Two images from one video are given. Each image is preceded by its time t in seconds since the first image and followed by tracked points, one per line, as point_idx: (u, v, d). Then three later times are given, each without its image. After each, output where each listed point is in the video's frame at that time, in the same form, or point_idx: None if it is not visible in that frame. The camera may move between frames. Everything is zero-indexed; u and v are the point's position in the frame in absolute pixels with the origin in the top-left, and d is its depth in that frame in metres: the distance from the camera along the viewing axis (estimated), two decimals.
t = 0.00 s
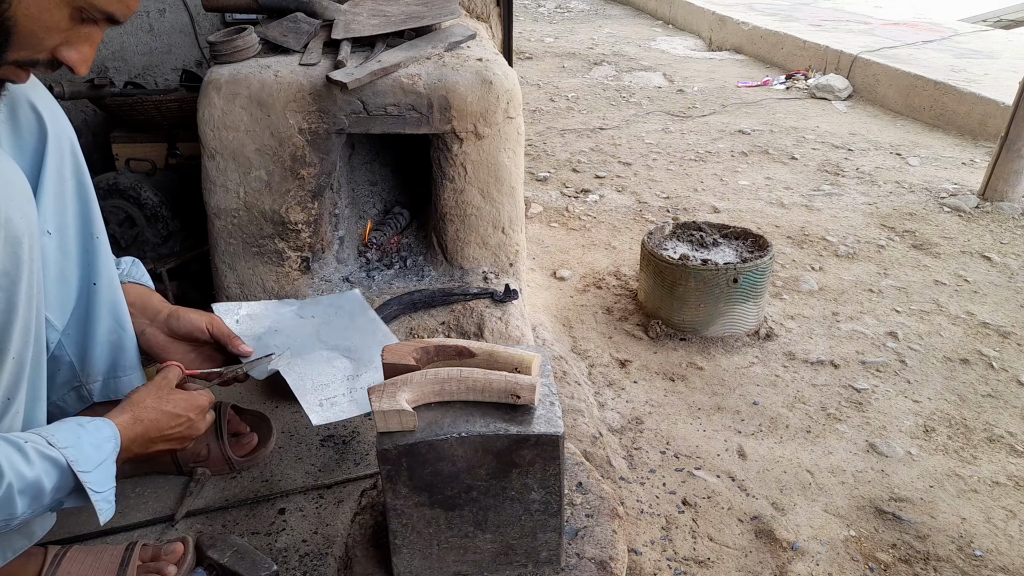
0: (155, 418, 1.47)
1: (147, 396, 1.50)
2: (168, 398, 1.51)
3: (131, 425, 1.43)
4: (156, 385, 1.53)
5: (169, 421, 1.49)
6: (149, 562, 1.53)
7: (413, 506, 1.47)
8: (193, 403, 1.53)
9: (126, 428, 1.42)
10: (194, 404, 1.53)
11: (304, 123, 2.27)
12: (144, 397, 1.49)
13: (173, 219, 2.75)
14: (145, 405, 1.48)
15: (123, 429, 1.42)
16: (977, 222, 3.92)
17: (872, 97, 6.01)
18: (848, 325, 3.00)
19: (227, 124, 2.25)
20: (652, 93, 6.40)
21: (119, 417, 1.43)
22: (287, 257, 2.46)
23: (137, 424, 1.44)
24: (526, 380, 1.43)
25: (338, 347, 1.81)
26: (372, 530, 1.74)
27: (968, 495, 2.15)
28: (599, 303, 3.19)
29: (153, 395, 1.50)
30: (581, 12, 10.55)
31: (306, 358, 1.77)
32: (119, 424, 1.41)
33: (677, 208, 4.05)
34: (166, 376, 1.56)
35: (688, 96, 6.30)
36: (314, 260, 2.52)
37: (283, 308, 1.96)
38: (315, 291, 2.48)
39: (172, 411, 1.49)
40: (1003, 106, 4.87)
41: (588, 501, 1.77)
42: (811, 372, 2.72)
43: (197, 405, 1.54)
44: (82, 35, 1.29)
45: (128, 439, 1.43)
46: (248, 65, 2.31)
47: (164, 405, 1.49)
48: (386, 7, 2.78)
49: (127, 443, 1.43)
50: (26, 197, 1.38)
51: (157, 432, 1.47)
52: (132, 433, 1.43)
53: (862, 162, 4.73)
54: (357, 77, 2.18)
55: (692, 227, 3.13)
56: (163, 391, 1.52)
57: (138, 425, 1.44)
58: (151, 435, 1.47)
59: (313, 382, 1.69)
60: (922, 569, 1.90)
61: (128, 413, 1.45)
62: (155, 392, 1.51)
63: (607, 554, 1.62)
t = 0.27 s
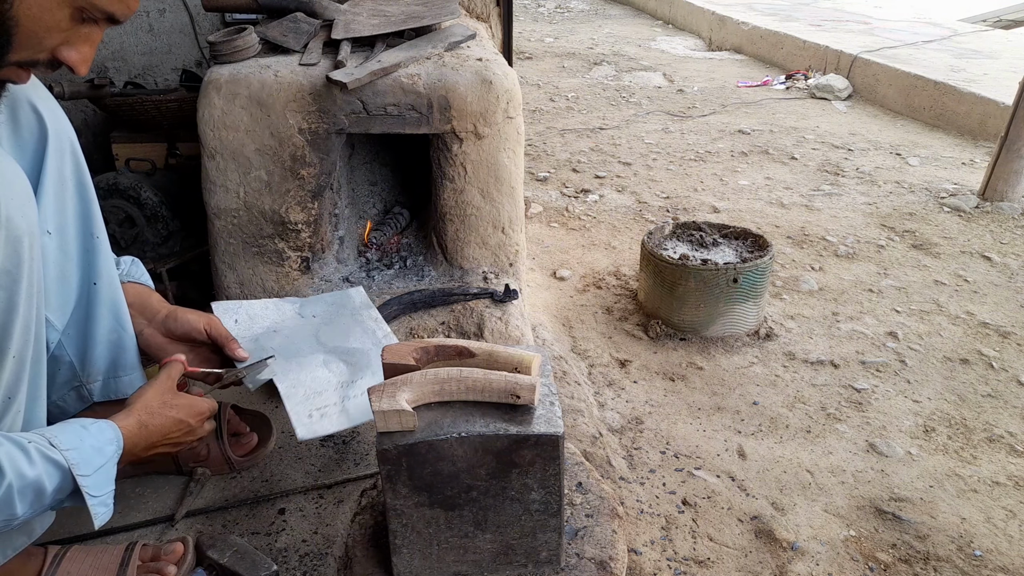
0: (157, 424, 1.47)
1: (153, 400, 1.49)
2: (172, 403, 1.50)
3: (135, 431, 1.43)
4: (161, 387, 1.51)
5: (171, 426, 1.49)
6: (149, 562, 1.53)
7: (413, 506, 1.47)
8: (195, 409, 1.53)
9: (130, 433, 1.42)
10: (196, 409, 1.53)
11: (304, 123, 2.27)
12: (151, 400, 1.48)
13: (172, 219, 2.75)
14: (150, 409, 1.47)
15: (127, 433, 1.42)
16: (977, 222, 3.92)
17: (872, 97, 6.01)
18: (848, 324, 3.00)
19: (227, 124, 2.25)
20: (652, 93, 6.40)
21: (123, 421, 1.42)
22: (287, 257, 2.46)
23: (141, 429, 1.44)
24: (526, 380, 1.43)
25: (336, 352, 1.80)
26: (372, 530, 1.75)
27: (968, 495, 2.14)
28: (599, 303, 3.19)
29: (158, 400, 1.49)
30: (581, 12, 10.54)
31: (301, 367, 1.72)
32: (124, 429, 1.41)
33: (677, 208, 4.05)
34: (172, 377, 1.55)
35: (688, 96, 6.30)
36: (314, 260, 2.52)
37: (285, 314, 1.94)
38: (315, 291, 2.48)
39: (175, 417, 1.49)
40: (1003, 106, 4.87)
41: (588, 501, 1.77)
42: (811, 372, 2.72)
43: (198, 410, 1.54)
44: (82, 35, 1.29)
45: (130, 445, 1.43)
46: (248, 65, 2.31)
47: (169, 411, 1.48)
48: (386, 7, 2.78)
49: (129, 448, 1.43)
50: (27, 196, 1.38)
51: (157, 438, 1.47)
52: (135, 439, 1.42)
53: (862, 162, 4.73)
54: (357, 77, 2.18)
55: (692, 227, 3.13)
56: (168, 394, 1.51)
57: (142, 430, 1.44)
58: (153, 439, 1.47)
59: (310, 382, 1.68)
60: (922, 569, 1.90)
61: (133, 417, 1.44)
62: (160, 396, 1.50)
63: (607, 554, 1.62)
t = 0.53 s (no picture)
0: (157, 428, 1.47)
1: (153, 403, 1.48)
2: (172, 405, 1.49)
3: (135, 434, 1.43)
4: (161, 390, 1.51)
5: (171, 428, 1.49)
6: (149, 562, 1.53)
7: (413, 506, 1.46)
8: (195, 410, 1.52)
9: (130, 437, 1.42)
10: (196, 411, 1.53)
11: (304, 123, 2.27)
12: (151, 402, 1.48)
13: (172, 219, 2.75)
14: (151, 412, 1.47)
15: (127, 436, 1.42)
16: (977, 222, 3.92)
17: (872, 97, 6.01)
18: (848, 325, 3.00)
19: (227, 123, 2.25)
20: (652, 93, 6.40)
21: (123, 425, 1.42)
22: (287, 257, 2.45)
23: (140, 432, 1.44)
24: (526, 380, 1.43)
25: (334, 359, 1.77)
26: (372, 530, 1.75)
27: (968, 495, 2.14)
28: (599, 303, 3.19)
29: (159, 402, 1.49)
30: (581, 12, 10.54)
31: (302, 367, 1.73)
32: (124, 433, 1.41)
33: (676, 208, 4.05)
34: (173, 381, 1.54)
35: (687, 96, 6.30)
36: (314, 260, 2.51)
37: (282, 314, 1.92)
38: (314, 291, 2.48)
39: (174, 419, 1.49)
40: (1003, 106, 4.87)
41: (588, 501, 1.77)
42: (810, 372, 2.72)
43: (198, 413, 1.54)
44: (82, 35, 1.29)
45: (130, 448, 1.43)
46: (248, 65, 2.31)
47: (168, 414, 1.48)
48: (386, 7, 2.78)
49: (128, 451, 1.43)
50: (27, 196, 1.38)
51: (157, 440, 1.48)
52: (135, 442, 1.43)
53: (862, 162, 4.73)
54: (357, 77, 2.18)
55: (692, 227, 3.13)
56: (169, 397, 1.51)
57: (142, 434, 1.44)
58: (153, 441, 1.47)
59: (310, 386, 1.68)
60: (921, 569, 1.90)
61: (133, 420, 1.44)
62: (161, 398, 1.50)
63: (607, 554, 1.62)
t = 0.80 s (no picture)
0: (153, 436, 1.46)
1: (149, 412, 1.47)
2: (167, 413, 1.49)
3: (131, 443, 1.43)
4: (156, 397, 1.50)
5: (166, 436, 1.48)
6: (149, 562, 1.53)
7: (413, 506, 1.46)
8: (188, 418, 1.52)
9: (128, 447, 1.42)
10: (190, 418, 1.53)
11: (304, 123, 2.27)
12: (143, 410, 1.47)
13: (172, 219, 2.75)
14: (147, 420, 1.46)
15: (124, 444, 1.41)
16: (977, 222, 3.92)
17: (872, 97, 6.01)
18: (848, 325, 3.00)
19: (227, 124, 2.25)
20: (652, 93, 6.40)
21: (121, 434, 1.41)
22: (287, 257, 2.46)
23: (137, 441, 1.44)
24: (526, 380, 1.43)
25: (334, 369, 1.58)
26: (371, 529, 1.74)
27: (968, 495, 2.14)
28: (599, 303, 3.19)
29: (155, 412, 1.48)
30: (581, 12, 10.54)
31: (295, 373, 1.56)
32: (122, 442, 1.40)
33: (677, 208, 4.05)
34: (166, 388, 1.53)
35: (688, 96, 6.30)
36: (314, 260, 2.51)
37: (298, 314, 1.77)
38: (315, 291, 2.48)
39: (169, 428, 1.48)
40: (1003, 106, 4.87)
41: (588, 501, 1.77)
42: (811, 372, 2.72)
43: (192, 419, 1.53)
44: (82, 34, 1.29)
45: (127, 457, 1.43)
46: (248, 65, 2.31)
47: (163, 422, 1.47)
48: (386, 7, 2.78)
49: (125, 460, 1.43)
50: (26, 197, 1.38)
51: (153, 448, 1.47)
52: (131, 452, 1.42)
53: (862, 162, 4.73)
54: (357, 77, 2.18)
55: (692, 227, 3.13)
56: (163, 404, 1.50)
57: (139, 443, 1.44)
58: (150, 449, 1.47)
59: (301, 400, 1.49)
60: (922, 569, 1.90)
61: (129, 429, 1.43)
62: (156, 407, 1.49)
63: (607, 554, 1.62)
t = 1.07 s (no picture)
0: (138, 453, 1.41)
1: (130, 436, 1.44)
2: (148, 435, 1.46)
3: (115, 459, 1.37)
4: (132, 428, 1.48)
5: (154, 457, 1.43)
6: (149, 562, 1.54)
7: (413, 505, 1.46)
8: (174, 441, 1.49)
9: (112, 461, 1.36)
10: (174, 439, 1.49)
11: (304, 123, 2.27)
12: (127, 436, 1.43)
13: (173, 220, 2.75)
14: (129, 440, 1.42)
15: (109, 461, 1.35)
16: (977, 222, 3.92)
17: (872, 97, 6.01)
18: (848, 324, 3.00)
19: (227, 124, 2.25)
20: (652, 93, 6.40)
21: (103, 450, 1.36)
22: (287, 257, 2.45)
23: (122, 460, 1.38)
24: (526, 380, 1.43)
25: (332, 332, 1.44)
26: (371, 529, 1.73)
27: (968, 495, 2.14)
28: (599, 303, 3.19)
29: (135, 435, 1.45)
30: (581, 12, 10.54)
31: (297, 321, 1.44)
32: (105, 457, 1.35)
33: (676, 208, 4.05)
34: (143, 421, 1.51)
35: (688, 96, 6.30)
36: (314, 260, 2.51)
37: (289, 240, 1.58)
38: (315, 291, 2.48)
39: (157, 447, 1.44)
40: (1003, 106, 4.87)
41: (588, 501, 1.77)
42: (811, 372, 2.72)
43: (176, 441, 1.50)
44: (86, 37, 1.29)
45: (113, 474, 1.36)
46: (248, 65, 2.31)
47: (149, 443, 1.43)
48: (386, 7, 2.78)
49: (111, 480, 1.36)
50: (26, 197, 1.38)
51: (141, 468, 1.41)
52: (117, 465, 1.36)
53: (862, 162, 4.73)
54: (358, 77, 2.18)
55: (692, 227, 3.13)
56: (143, 430, 1.47)
57: (123, 459, 1.38)
58: (137, 471, 1.40)
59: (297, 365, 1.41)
60: (922, 569, 1.90)
61: (111, 448, 1.38)
62: (137, 432, 1.46)
63: (607, 554, 1.62)
